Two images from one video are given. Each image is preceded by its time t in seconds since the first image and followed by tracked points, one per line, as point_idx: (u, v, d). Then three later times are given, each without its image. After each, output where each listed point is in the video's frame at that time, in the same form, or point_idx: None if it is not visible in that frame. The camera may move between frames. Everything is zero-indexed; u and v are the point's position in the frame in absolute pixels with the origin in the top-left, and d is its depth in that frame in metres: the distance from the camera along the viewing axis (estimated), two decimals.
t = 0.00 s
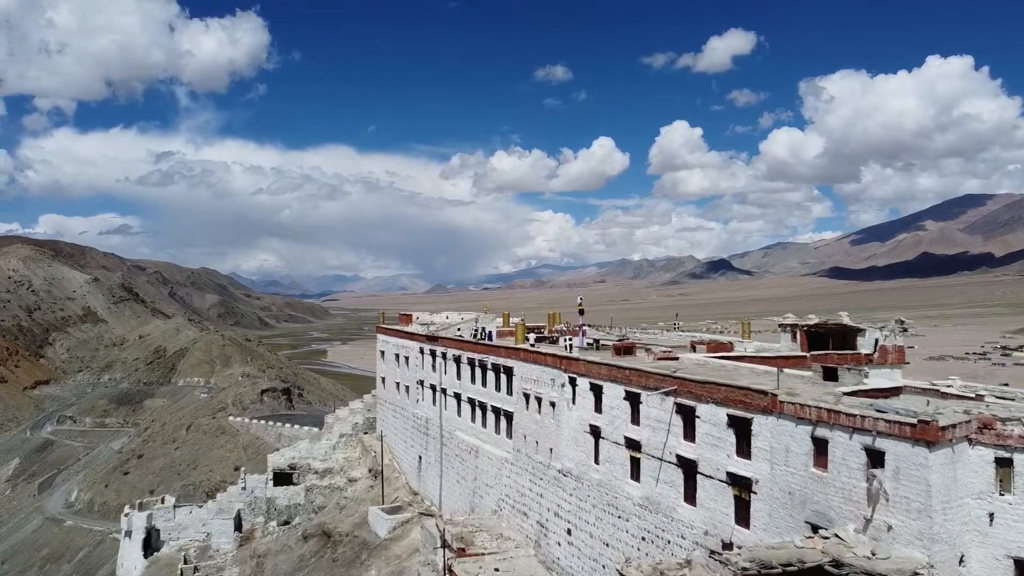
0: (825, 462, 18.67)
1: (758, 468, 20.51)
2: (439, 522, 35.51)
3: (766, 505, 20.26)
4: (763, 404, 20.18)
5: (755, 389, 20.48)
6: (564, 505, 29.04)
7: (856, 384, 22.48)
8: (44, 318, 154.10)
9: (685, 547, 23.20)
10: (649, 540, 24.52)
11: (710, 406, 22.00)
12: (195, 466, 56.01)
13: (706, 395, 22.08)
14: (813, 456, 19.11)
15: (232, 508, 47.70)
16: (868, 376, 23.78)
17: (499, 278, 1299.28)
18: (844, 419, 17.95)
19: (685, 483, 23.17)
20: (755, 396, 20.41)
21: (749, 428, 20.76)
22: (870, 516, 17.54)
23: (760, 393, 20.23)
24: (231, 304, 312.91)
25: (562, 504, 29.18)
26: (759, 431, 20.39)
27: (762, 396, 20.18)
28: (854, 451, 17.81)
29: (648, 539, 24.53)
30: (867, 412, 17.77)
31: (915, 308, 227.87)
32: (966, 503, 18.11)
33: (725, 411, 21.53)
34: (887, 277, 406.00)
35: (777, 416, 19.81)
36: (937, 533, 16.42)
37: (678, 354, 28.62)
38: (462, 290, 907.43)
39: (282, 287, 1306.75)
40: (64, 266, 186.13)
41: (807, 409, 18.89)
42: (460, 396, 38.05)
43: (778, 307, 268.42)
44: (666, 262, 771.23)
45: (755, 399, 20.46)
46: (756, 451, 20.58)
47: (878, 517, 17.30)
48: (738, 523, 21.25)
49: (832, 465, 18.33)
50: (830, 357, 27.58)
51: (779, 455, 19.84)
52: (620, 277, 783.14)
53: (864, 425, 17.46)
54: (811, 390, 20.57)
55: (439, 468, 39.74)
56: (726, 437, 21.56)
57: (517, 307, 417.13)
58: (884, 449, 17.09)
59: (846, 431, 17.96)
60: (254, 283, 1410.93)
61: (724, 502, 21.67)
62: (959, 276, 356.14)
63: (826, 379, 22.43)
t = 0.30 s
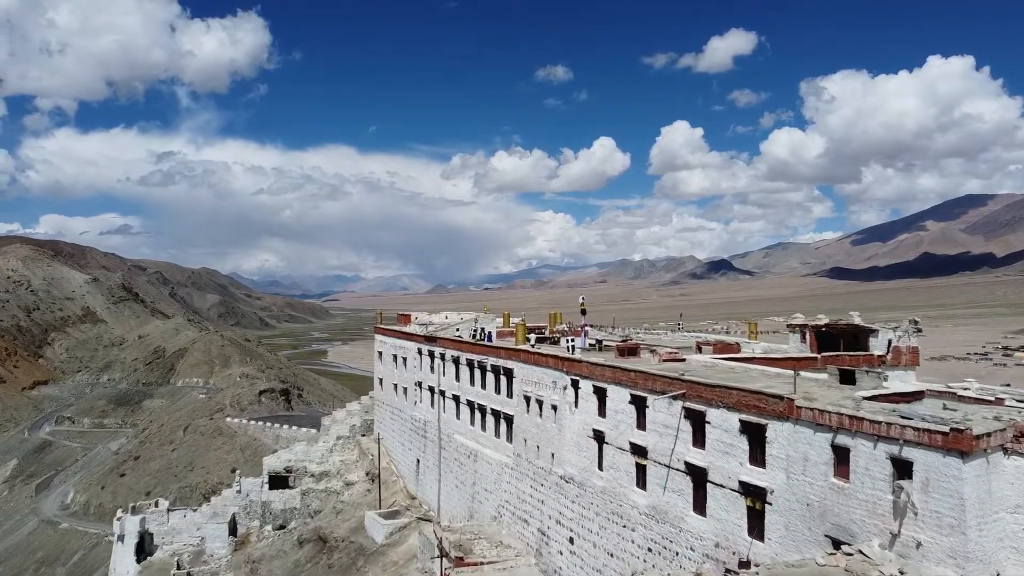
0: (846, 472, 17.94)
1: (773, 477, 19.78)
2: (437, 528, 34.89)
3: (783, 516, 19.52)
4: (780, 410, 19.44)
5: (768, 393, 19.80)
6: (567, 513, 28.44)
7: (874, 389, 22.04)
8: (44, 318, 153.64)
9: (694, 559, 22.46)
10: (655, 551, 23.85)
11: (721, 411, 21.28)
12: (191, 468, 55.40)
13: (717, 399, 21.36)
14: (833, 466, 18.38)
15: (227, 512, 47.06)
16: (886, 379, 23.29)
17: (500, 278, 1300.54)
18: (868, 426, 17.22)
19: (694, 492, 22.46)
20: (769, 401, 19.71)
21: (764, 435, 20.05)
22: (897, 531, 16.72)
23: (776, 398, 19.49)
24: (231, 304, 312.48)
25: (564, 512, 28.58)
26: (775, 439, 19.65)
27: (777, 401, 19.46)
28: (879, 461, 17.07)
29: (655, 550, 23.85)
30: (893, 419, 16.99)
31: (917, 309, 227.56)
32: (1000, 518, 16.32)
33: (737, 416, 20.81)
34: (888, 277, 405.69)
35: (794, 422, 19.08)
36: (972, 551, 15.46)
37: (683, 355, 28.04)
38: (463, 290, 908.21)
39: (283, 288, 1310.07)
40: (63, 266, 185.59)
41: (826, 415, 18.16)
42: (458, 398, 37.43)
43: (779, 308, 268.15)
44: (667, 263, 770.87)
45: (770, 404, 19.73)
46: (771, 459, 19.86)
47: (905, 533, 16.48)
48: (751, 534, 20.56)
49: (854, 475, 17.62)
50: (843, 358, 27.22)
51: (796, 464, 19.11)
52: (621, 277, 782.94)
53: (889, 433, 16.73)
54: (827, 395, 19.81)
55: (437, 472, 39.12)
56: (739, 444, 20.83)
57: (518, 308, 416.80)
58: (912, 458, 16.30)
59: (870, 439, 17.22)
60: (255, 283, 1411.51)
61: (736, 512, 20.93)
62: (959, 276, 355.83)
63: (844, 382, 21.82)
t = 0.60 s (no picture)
0: (872, 486, 16.79)
1: (792, 489, 18.70)
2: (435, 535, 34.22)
3: (802, 532, 18.46)
4: (799, 417, 18.36)
5: (785, 399, 18.92)
6: (570, 522, 27.72)
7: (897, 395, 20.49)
8: (42, 318, 153.13)
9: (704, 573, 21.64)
10: (662, 563, 23.05)
11: (734, 418, 20.32)
12: (188, 470, 54.74)
13: (729, 405, 20.42)
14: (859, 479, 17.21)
15: (221, 516, 46.52)
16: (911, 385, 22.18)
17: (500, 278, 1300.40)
18: (897, 436, 16.05)
19: (705, 504, 21.51)
20: (785, 408, 18.67)
21: (781, 444, 18.99)
22: (930, 551, 15.53)
23: (795, 404, 18.41)
24: (232, 304, 312.03)
25: (567, 521, 27.90)
26: (793, 449, 18.59)
27: (794, 408, 18.43)
28: (909, 474, 15.92)
29: (662, 563, 23.06)
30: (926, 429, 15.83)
31: (918, 309, 226.97)
32: None
33: (751, 423, 19.84)
34: (889, 277, 405.38)
35: (815, 431, 17.99)
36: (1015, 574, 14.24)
37: (690, 358, 27.29)
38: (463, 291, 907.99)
39: (284, 288, 1310.37)
40: (62, 266, 185.11)
41: (850, 423, 17.02)
42: (457, 402, 36.75)
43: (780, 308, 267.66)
44: (667, 263, 770.74)
45: (787, 411, 18.67)
46: (788, 471, 18.81)
47: (940, 553, 15.25)
48: (767, 550, 19.55)
49: (882, 489, 16.45)
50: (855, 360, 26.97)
51: (816, 476, 18.04)
52: (622, 277, 782.75)
53: (921, 443, 15.60)
54: (848, 402, 18.81)
55: (435, 477, 38.47)
56: (754, 453, 19.81)
57: (518, 308, 416.53)
58: (947, 472, 15.15)
59: (899, 449, 16.09)
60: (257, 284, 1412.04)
61: (750, 525, 20.02)
62: (960, 276, 355.51)
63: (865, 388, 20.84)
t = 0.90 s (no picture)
0: (898, 502, 15.81)
1: (809, 503, 17.89)
2: (433, 542, 33.66)
3: (821, 549, 17.62)
4: (817, 426, 17.49)
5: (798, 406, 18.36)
6: (571, 533, 27.15)
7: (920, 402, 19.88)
8: (41, 318, 152.67)
9: None
10: None
11: (747, 426, 19.61)
12: (185, 472, 54.16)
13: (740, 413, 19.71)
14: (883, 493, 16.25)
15: (215, 522, 45.97)
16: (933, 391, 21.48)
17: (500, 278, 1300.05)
18: (926, 448, 15.08)
19: (716, 517, 20.83)
20: (801, 417, 17.93)
21: (797, 455, 18.17)
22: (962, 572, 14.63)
23: (813, 413, 17.56)
24: (232, 304, 311.66)
25: (569, 531, 27.31)
26: (810, 461, 17.75)
27: (812, 416, 17.59)
28: (939, 490, 14.96)
29: None
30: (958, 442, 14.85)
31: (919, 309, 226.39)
32: None
33: (765, 432, 19.07)
34: (890, 277, 404.83)
35: (835, 441, 17.07)
36: None
37: (697, 361, 26.70)
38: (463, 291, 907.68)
39: (284, 288, 1310.69)
40: (62, 266, 184.64)
41: (874, 434, 16.06)
42: (455, 406, 36.21)
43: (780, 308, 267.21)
44: (668, 263, 770.28)
45: (805, 420, 17.85)
46: (806, 483, 17.97)
47: None
48: (783, 566, 18.77)
49: (909, 506, 15.50)
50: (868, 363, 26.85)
51: (837, 490, 17.13)
52: (622, 277, 782.36)
53: (952, 458, 14.58)
54: (869, 411, 18.00)
55: (433, 483, 37.86)
56: (768, 464, 19.03)
57: (518, 308, 416.20)
58: (982, 489, 14.22)
59: (929, 463, 15.09)
60: (258, 283, 1411.50)
61: (765, 541, 19.28)
62: (961, 276, 354.97)
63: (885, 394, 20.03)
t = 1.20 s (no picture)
0: (919, 511, 15.31)
1: (823, 512, 17.37)
2: (431, 547, 33.23)
3: (834, 558, 17.14)
4: (831, 431, 17.01)
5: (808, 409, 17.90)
6: (572, 539, 26.73)
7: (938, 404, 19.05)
8: (41, 318, 152.32)
9: None
10: None
11: (756, 430, 19.15)
12: (183, 473, 53.80)
13: (749, 416, 19.23)
14: (903, 501, 15.72)
15: (211, 524, 45.68)
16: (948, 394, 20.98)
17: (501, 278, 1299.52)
18: (950, 455, 14.54)
19: (724, 524, 20.36)
20: (814, 420, 17.45)
21: (810, 461, 17.69)
22: None
23: (827, 417, 17.05)
24: (233, 304, 311.29)
25: (569, 536, 26.88)
26: (823, 466, 17.29)
27: (826, 420, 17.10)
28: (963, 499, 14.43)
29: None
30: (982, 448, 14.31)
31: (919, 309, 225.89)
32: None
33: (775, 437, 18.60)
34: (890, 277, 404.23)
35: (850, 445, 16.58)
36: None
37: (701, 361, 26.25)
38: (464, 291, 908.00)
39: (284, 288, 1310.89)
40: (61, 267, 184.33)
41: (893, 440, 15.51)
42: (453, 407, 35.82)
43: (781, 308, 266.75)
44: (668, 263, 769.53)
45: (818, 424, 17.37)
46: (818, 490, 17.53)
47: None
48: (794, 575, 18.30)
49: (930, 515, 15.01)
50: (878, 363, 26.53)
51: (853, 497, 16.63)
52: (622, 277, 781.84)
53: (979, 466, 14.03)
54: (883, 415, 17.50)
55: (431, 485, 37.46)
56: (779, 470, 18.57)
57: (519, 309, 415.65)
58: (1011, 498, 13.68)
59: (953, 471, 14.56)
60: (258, 283, 1411.62)
61: (775, 550, 18.79)
62: (962, 276, 354.27)
63: (898, 397, 19.57)
